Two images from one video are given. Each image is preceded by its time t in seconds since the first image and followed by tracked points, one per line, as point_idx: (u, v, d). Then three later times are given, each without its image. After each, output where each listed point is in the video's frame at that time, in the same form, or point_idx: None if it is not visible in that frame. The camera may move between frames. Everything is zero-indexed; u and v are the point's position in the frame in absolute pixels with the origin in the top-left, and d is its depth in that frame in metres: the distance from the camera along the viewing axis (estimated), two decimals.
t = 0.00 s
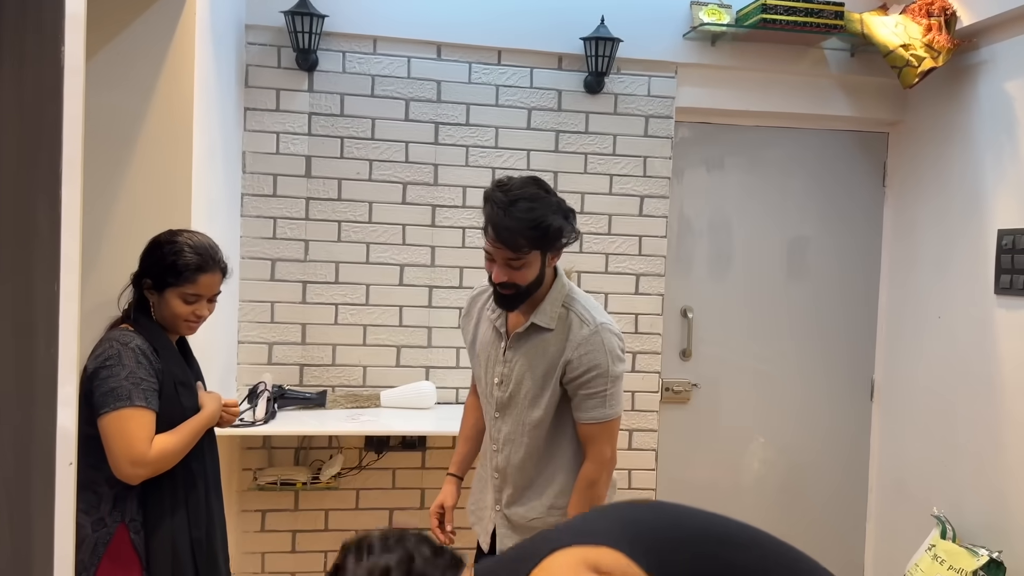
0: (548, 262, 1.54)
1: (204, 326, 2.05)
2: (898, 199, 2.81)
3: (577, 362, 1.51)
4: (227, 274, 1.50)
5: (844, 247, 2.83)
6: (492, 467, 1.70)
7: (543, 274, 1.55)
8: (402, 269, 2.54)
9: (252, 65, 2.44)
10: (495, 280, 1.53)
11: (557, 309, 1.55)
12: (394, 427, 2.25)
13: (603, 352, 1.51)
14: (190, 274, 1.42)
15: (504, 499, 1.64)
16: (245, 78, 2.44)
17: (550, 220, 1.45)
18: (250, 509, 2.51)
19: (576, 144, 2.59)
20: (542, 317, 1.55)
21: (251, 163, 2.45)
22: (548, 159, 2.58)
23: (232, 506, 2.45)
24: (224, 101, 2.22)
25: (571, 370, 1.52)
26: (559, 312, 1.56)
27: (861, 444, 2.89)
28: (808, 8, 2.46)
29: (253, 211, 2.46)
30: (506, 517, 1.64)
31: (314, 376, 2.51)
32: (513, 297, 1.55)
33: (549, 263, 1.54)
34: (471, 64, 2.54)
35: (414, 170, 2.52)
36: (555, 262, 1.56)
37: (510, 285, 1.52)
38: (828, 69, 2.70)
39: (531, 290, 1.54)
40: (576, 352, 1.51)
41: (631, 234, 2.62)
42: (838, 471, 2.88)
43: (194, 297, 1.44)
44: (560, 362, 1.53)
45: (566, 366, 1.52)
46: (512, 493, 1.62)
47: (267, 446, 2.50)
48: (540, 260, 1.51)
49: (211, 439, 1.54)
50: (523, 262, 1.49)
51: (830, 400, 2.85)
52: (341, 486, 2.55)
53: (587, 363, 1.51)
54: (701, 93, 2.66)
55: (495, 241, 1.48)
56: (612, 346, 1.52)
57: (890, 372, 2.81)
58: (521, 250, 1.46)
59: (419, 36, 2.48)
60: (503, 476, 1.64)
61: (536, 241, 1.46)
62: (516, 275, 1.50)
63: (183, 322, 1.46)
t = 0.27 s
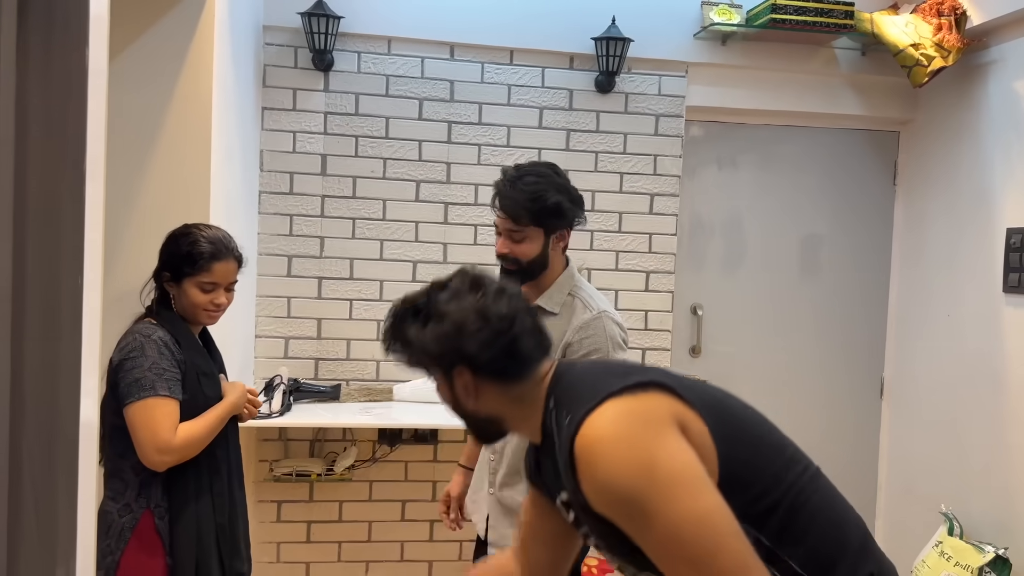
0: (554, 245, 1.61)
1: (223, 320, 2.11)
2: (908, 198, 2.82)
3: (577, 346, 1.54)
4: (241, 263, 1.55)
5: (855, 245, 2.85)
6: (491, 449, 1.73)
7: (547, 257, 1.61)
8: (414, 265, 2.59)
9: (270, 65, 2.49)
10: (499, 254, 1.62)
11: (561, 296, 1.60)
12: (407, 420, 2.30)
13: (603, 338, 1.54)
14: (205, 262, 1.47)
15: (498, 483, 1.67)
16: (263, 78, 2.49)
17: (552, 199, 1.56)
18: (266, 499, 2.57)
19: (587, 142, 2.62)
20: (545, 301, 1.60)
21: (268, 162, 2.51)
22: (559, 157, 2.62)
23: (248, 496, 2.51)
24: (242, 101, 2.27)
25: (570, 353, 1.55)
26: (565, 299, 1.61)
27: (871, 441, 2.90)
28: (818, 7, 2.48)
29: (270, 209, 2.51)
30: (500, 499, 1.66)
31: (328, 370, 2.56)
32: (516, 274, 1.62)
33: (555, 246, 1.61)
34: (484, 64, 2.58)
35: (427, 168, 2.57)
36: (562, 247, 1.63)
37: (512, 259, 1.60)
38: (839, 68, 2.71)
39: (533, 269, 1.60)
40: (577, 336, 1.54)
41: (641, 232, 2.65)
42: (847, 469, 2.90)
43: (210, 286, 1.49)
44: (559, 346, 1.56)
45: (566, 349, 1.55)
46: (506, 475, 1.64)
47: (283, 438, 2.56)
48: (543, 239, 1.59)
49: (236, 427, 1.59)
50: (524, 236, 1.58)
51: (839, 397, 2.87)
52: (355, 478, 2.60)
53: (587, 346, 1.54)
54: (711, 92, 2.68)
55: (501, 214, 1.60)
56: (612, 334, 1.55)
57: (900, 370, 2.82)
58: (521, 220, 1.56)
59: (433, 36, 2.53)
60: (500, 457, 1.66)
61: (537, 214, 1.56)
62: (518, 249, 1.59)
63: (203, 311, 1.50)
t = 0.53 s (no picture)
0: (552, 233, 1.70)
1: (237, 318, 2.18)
2: (912, 197, 2.84)
3: (565, 331, 1.62)
4: (252, 257, 1.63)
5: (862, 246, 2.88)
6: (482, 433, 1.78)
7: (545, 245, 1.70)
8: (423, 265, 2.65)
9: (283, 71, 2.56)
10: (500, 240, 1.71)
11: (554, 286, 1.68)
12: (415, 416, 2.36)
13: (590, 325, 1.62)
14: (218, 253, 1.56)
15: (490, 465, 1.72)
16: (276, 84, 2.56)
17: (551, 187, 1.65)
18: (280, 493, 2.64)
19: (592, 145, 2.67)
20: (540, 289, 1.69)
21: (281, 165, 2.58)
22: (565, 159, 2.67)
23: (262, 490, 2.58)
24: (256, 106, 2.35)
25: (559, 338, 1.62)
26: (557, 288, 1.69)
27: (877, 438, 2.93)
28: (820, 10, 2.52)
29: (283, 210, 2.59)
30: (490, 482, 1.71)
31: (339, 368, 2.63)
32: (516, 261, 1.71)
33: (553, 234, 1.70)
34: (491, 68, 2.63)
35: (435, 170, 2.63)
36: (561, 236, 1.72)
37: (512, 245, 1.70)
38: (842, 70, 2.74)
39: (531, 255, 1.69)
40: (566, 321, 1.62)
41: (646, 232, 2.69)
42: (851, 466, 2.93)
43: (224, 277, 1.57)
44: (548, 331, 1.63)
45: (555, 334, 1.62)
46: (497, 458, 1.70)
47: (295, 433, 2.63)
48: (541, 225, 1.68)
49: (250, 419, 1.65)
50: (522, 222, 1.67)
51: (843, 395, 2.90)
52: (365, 473, 2.67)
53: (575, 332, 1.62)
54: (715, 94, 2.72)
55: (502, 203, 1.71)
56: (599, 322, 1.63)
57: (904, 369, 2.84)
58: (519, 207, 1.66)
59: (441, 42, 2.59)
60: (491, 440, 1.72)
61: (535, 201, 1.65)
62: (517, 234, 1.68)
63: (219, 303, 1.57)
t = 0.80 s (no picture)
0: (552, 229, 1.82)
1: (250, 317, 2.25)
2: (915, 195, 2.86)
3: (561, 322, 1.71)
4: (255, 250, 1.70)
5: (867, 244, 2.91)
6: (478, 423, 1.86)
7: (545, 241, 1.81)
8: (431, 265, 2.71)
9: (293, 78, 2.63)
10: (503, 233, 1.80)
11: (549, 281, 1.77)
12: (423, 412, 2.42)
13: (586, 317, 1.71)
14: (223, 246, 1.63)
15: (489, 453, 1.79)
16: (287, 90, 2.63)
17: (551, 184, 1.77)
18: (294, 488, 2.72)
19: (596, 146, 2.72)
20: (536, 284, 1.77)
21: (292, 169, 2.65)
22: (569, 160, 2.72)
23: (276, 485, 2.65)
24: (267, 112, 2.42)
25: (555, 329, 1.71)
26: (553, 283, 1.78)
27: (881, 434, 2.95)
28: (819, 11, 2.55)
29: (294, 213, 2.66)
30: (488, 469, 1.78)
31: (350, 366, 2.70)
32: (518, 254, 1.79)
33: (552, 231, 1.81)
34: (496, 72, 2.69)
35: (442, 172, 2.69)
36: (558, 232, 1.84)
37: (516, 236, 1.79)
38: (844, 69, 2.77)
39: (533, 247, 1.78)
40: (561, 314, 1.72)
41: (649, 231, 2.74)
42: (856, 461, 2.96)
43: (232, 270, 1.64)
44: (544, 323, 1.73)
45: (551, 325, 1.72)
46: (495, 446, 1.77)
47: (308, 430, 2.70)
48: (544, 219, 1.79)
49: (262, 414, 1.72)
50: (527, 215, 1.78)
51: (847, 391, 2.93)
52: (376, 468, 2.73)
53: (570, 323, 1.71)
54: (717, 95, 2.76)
55: (507, 198, 1.81)
56: (593, 314, 1.72)
57: (908, 365, 2.87)
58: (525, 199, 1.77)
59: (447, 47, 2.65)
60: (489, 429, 1.81)
61: (540, 195, 1.77)
62: (521, 226, 1.78)
63: (232, 296, 1.65)
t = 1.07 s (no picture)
0: (546, 233, 1.91)
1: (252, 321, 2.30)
2: (909, 192, 2.89)
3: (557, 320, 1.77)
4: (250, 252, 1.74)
5: (864, 242, 2.93)
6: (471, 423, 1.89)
7: (540, 244, 1.89)
8: (430, 268, 2.75)
9: (292, 85, 2.68)
10: (506, 232, 1.86)
11: (539, 281, 1.83)
12: (423, 413, 2.46)
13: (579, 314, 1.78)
14: (218, 250, 1.67)
15: (486, 451, 1.82)
16: (286, 97, 2.68)
17: (556, 187, 1.87)
18: (297, 488, 2.76)
19: (591, 148, 2.76)
20: (528, 283, 1.82)
21: (292, 175, 2.69)
22: (565, 162, 2.76)
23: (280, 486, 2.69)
24: (266, 120, 2.46)
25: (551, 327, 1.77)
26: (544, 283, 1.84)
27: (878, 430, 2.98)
28: (809, 12, 2.58)
29: (295, 218, 2.70)
30: (486, 466, 1.82)
31: (351, 368, 2.74)
32: (519, 252, 1.85)
33: (546, 234, 1.91)
34: (492, 77, 2.73)
35: (440, 176, 2.73)
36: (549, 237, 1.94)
37: (519, 236, 1.85)
38: (836, 69, 2.81)
39: (533, 247, 1.85)
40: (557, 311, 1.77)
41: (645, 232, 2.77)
42: (854, 457, 2.98)
43: (229, 272, 1.68)
44: (540, 321, 1.78)
45: (546, 323, 1.77)
46: (492, 443, 1.81)
47: (311, 432, 2.74)
48: (544, 222, 1.88)
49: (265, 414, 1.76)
50: (531, 216, 1.86)
51: (844, 387, 2.96)
52: (378, 469, 2.77)
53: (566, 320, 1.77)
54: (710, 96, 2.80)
55: (509, 200, 1.88)
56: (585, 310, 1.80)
57: (904, 361, 2.89)
58: (531, 201, 1.86)
59: (443, 53, 2.69)
60: (485, 427, 1.84)
61: (543, 199, 1.87)
62: (525, 226, 1.85)
63: (230, 297, 1.69)
